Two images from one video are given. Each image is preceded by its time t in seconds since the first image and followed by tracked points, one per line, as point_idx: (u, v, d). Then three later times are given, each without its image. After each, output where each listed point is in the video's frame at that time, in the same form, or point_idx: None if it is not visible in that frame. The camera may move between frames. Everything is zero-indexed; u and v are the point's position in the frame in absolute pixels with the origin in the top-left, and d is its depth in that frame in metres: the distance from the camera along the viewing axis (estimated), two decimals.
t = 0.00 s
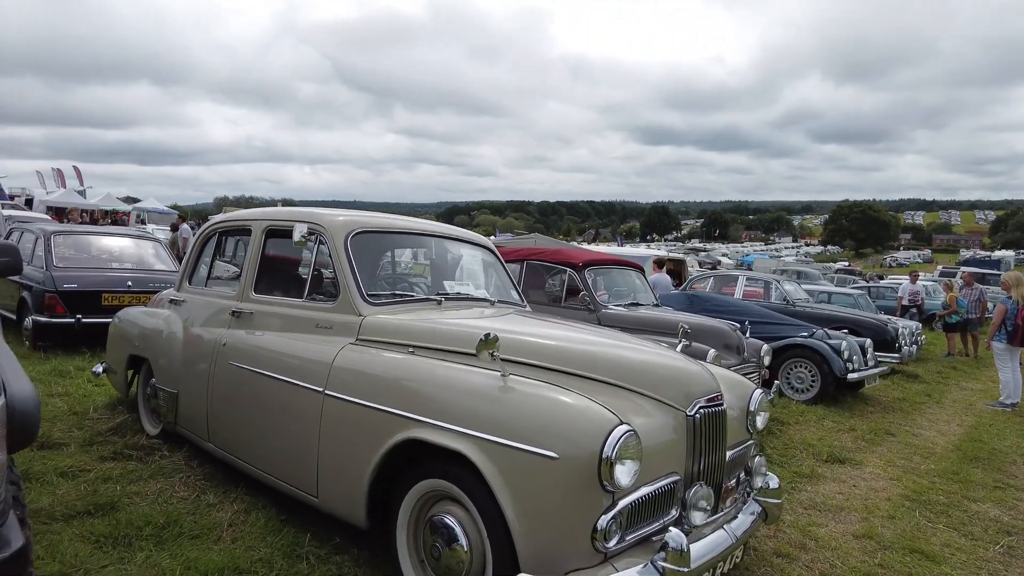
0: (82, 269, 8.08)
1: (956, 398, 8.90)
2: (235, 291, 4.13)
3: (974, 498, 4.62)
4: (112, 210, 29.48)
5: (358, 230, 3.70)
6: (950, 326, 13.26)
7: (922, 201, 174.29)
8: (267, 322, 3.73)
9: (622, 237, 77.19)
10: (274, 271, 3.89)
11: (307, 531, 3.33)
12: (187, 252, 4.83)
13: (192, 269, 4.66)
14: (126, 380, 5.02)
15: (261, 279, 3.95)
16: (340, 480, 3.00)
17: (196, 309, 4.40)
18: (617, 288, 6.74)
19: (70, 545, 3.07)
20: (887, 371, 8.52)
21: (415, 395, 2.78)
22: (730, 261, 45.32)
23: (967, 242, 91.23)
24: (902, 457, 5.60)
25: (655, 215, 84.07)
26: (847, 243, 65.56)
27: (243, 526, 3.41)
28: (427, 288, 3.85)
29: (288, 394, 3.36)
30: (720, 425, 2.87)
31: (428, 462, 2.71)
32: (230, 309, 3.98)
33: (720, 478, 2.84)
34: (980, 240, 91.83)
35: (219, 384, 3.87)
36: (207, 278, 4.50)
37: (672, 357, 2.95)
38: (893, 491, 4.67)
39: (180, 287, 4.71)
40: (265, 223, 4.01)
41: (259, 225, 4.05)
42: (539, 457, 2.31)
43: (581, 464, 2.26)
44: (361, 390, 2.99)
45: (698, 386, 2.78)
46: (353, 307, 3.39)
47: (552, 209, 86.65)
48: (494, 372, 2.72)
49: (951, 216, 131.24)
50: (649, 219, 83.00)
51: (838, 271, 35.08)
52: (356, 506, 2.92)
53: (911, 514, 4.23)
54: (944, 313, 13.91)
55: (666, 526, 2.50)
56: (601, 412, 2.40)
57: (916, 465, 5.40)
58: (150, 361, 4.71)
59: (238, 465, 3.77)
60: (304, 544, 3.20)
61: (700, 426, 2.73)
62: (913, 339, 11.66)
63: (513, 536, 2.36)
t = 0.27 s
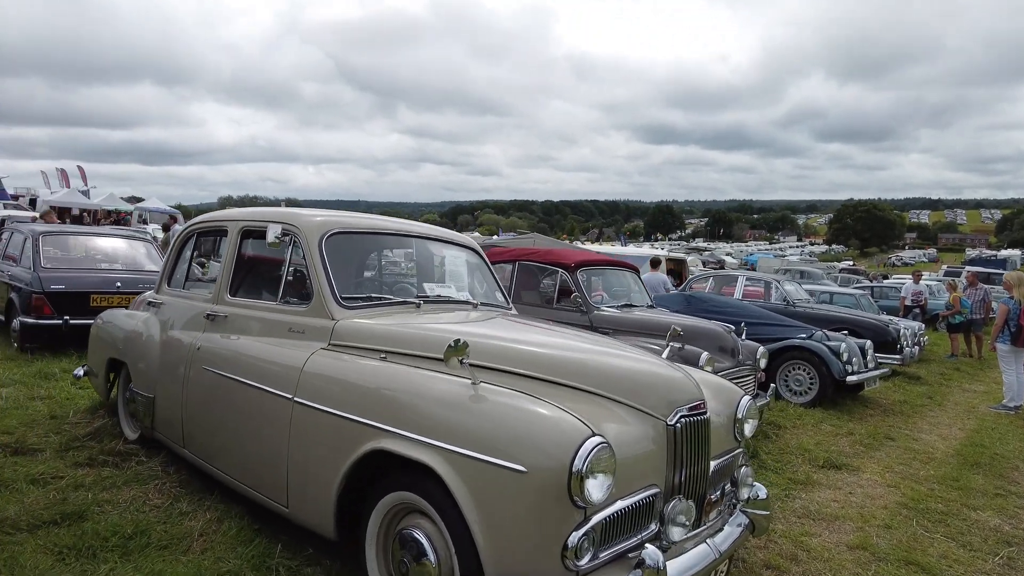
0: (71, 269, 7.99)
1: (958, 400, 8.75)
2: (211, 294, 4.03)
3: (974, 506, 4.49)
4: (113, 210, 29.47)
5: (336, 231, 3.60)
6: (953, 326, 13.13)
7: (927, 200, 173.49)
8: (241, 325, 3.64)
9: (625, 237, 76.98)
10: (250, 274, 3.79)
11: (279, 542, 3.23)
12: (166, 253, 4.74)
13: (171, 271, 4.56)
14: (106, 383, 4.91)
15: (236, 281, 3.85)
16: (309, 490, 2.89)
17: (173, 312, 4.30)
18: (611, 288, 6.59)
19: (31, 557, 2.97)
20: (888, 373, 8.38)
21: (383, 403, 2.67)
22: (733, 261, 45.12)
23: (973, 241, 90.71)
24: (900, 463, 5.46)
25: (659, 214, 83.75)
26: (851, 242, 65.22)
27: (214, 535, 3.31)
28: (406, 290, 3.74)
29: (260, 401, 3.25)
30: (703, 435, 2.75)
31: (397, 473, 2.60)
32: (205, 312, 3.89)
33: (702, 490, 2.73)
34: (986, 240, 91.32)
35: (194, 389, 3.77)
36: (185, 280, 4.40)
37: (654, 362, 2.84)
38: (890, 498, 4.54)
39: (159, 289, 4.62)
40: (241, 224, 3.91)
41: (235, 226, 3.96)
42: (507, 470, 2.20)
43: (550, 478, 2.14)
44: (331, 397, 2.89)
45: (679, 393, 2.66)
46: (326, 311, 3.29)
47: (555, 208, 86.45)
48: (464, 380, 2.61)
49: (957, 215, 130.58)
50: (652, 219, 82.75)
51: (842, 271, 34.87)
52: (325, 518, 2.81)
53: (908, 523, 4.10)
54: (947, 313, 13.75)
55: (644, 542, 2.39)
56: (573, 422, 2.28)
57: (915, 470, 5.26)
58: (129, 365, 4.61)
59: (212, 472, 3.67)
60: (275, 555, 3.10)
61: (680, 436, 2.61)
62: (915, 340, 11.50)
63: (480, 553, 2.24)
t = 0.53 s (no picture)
0: (60, 269, 7.87)
1: (960, 403, 8.61)
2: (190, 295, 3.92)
3: (976, 513, 4.36)
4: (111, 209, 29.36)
5: (313, 230, 3.48)
6: (955, 326, 13.04)
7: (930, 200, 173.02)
8: (219, 328, 3.53)
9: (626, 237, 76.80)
10: (228, 274, 3.68)
11: (253, 552, 3.12)
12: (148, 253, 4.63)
13: (152, 271, 4.45)
14: (87, 385, 4.80)
15: (214, 282, 3.74)
16: (282, 500, 2.78)
17: (152, 313, 4.19)
18: (606, 289, 6.47)
19: None
20: (889, 375, 8.24)
21: (356, 410, 2.56)
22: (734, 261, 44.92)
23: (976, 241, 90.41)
24: (901, 468, 5.33)
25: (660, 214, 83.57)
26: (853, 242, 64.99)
27: (187, 544, 3.19)
28: (388, 291, 3.63)
29: (235, 406, 3.14)
30: (691, 444, 2.63)
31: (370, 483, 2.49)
32: (183, 314, 3.78)
33: (690, 501, 2.62)
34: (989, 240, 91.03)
35: (171, 392, 3.66)
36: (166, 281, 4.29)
37: (640, 367, 2.72)
38: (889, 506, 4.42)
39: (140, 289, 4.51)
40: (220, 223, 3.80)
41: (214, 225, 3.85)
42: (480, 483, 2.09)
43: (524, 493, 2.03)
44: (304, 404, 2.78)
45: (665, 399, 2.54)
46: (302, 313, 3.18)
47: (556, 207, 86.32)
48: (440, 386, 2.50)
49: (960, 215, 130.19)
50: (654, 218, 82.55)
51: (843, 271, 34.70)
52: (297, 529, 2.70)
53: (907, 532, 3.97)
54: (949, 313, 13.60)
55: (628, 557, 2.27)
56: (550, 432, 2.17)
57: (915, 476, 5.13)
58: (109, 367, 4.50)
59: (189, 478, 3.56)
60: (248, 566, 2.98)
61: (666, 445, 2.49)
62: (917, 341, 11.37)
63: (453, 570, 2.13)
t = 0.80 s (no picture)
0: (43, 266, 7.69)
1: (963, 405, 8.44)
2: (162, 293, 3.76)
3: (982, 521, 4.19)
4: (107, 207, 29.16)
5: (287, 224, 3.34)
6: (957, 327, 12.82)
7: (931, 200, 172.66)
8: (190, 327, 3.36)
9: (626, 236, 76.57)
10: (200, 271, 3.52)
11: (220, 563, 2.95)
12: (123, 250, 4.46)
13: (126, 268, 4.28)
14: (61, 386, 4.62)
15: (186, 279, 3.57)
16: (248, 509, 2.62)
17: (125, 311, 4.02)
18: (600, 288, 6.29)
19: None
20: (891, 376, 8.07)
21: (322, 416, 2.40)
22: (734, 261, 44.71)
23: (977, 241, 90.14)
24: (903, 473, 5.17)
25: (661, 213, 83.35)
26: (854, 242, 64.74)
27: (153, 554, 3.03)
28: (366, 289, 3.46)
29: (202, 409, 2.98)
30: (682, 453, 2.47)
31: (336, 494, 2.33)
32: (154, 312, 3.62)
33: (681, 514, 2.45)
34: (990, 240, 90.74)
35: (141, 394, 3.50)
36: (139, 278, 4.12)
37: (627, 369, 2.55)
38: (891, 513, 4.25)
39: (113, 287, 4.34)
40: (193, 217, 3.64)
41: (187, 219, 3.68)
42: (449, 498, 1.93)
43: (496, 508, 1.86)
44: (270, 407, 2.61)
45: (652, 404, 2.38)
46: (273, 312, 3.02)
47: (557, 207, 86.12)
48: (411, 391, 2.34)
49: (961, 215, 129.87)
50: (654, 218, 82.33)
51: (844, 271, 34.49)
52: (262, 540, 2.54)
53: (911, 542, 3.81)
54: (951, 313, 13.42)
55: None
56: (524, 441, 2.01)
57: (918, 481, 4.96)
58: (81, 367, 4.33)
59: (158, 483, 3.40)
60: None
61: (654, 453, 2.33)
62: (918, 342, 11.19)
63: None
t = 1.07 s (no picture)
0: (26, 267, 7.52)
1: (966, 408, 8.26)
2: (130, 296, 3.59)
3: (987, 534, 4.02)
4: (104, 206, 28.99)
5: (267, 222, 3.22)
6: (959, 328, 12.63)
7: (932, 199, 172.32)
8: (155, 332, 3.20)
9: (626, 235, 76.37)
10: (167, 273, 3.36)
11: None
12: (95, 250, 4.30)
13: (96, 270, 4.12)
14: (32, 392, 4.46)
15: (153, 281, 3.41)
16: (207, 528, 2.46)
17: (93, 315, 3.86)
18: (594, 289, 6.11)
19: None
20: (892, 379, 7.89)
21: (281, 431, 2.24)
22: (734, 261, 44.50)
23: (978, 241, 89.89)
24: (905, 481, 5.00)
25: (661, 212, 83.16)
26: (855, 241, 64.51)
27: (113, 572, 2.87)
28: (340, 292, 3.29)
29: (164, 419, 2.82)
30: (671, 469, 2.30)
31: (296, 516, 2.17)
32: (121, 316, 3.45)
33: (667, 536, 2.28)
34: (991, 239, 90.49)
35: (106, 402, 3.34)
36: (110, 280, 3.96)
37: (611, 378, 2.39)
38: (893, 524, 4.08)
39: (85, 289, 4.18)
40: (161, 217, 3.47)
41: (155, 219, 3.52)
42: (409, 526, 1.77)
43: (459, 538, 1.70)
44: (230, 420, 2.45)
45: (636, 416, 2.21)
46: (239, 318, 2.87)
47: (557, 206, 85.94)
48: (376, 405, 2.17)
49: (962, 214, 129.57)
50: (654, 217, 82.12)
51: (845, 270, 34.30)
52: (220, 562, 2.38)
53: (914, 556, 3.64)
54: (953, 314, 13.22)
55: None
56: (492, 460, 1.84)
57: (921, 490, 4.79)
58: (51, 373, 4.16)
59: (123, 496, 3.24)
60: None
61: (638, 471, 2.16)
62: (920, 343, 11.01)
63: None
